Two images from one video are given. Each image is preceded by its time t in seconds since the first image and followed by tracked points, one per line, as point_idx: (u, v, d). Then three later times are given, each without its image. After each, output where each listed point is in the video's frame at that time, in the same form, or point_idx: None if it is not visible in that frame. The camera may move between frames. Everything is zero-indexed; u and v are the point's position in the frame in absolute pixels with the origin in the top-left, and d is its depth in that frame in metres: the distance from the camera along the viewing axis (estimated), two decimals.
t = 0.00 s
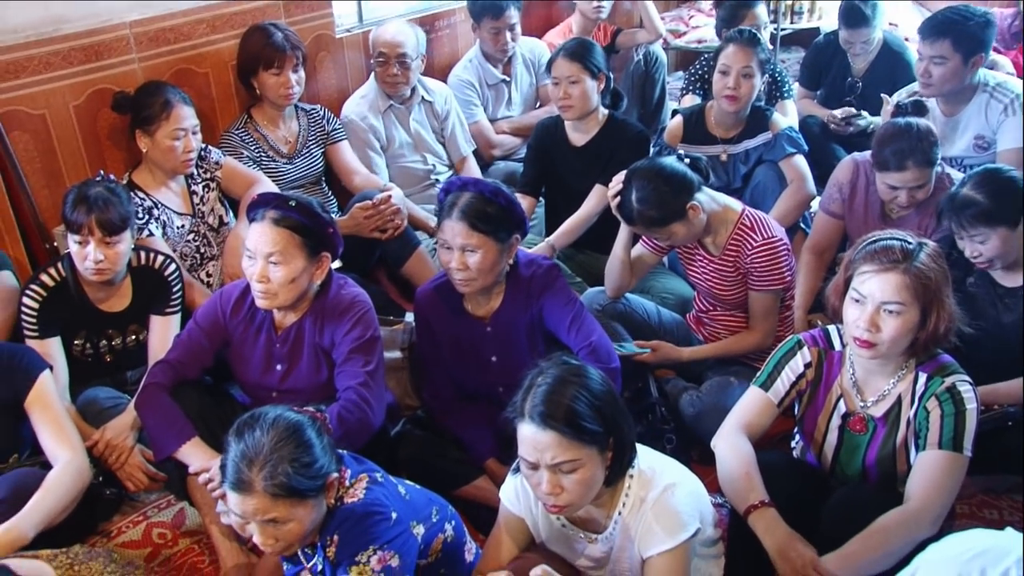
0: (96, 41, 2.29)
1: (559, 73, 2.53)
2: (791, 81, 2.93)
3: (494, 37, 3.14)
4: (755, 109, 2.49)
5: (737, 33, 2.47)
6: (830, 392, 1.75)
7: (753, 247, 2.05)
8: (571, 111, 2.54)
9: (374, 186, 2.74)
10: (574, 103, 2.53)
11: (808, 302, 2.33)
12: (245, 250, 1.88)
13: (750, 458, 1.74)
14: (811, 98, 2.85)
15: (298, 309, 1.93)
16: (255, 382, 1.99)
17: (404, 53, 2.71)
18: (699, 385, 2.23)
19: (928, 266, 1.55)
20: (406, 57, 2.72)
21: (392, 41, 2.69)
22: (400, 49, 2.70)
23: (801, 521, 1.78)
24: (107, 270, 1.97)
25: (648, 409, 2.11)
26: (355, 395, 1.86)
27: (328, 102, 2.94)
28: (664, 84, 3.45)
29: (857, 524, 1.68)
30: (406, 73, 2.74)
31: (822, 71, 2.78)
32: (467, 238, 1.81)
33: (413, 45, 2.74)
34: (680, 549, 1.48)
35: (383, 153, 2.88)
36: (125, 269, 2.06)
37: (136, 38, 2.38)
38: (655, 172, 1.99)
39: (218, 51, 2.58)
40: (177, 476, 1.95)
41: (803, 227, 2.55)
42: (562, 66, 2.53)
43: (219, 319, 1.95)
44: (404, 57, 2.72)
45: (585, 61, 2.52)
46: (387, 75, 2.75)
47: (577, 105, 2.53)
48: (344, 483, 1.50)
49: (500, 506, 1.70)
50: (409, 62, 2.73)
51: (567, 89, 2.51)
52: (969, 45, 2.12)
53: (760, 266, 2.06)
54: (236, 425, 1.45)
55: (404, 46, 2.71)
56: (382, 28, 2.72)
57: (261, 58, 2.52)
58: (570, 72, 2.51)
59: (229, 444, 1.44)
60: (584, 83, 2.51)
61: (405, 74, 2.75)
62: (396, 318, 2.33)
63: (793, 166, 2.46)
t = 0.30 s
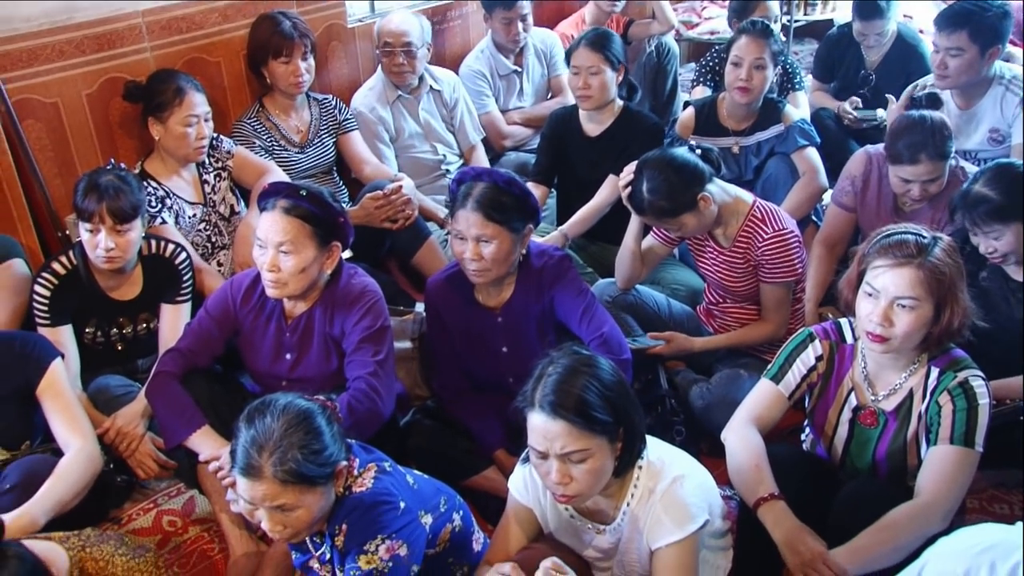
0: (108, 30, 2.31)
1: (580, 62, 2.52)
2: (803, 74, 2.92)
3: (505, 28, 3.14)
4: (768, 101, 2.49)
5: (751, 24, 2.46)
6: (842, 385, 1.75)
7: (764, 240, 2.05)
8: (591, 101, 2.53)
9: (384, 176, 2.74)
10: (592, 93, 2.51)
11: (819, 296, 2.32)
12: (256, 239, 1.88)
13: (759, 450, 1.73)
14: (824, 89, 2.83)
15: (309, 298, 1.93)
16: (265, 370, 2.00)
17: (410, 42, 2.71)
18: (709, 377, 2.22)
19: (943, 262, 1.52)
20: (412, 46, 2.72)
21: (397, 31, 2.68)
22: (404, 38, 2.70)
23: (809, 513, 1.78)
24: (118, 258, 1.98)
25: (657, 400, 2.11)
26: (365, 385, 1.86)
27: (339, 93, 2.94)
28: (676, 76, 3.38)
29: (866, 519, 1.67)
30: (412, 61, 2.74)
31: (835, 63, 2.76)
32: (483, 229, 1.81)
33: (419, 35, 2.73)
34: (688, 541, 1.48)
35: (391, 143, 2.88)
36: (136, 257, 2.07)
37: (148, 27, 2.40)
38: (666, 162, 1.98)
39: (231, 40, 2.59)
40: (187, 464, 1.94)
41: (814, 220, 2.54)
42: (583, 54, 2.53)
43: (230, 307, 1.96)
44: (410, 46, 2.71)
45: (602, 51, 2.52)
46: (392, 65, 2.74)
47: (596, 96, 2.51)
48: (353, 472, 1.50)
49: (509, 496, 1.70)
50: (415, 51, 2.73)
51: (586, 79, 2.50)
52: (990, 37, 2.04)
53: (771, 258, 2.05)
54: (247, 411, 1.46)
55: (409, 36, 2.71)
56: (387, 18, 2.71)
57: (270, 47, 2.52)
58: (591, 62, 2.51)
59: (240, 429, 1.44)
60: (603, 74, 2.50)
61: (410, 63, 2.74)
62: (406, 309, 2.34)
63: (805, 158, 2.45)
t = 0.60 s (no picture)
0: (123, 18, 2.35)
1: (608, 49, 2.52)
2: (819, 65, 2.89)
3: (519, 16, 3.12)
4: (783, 90, 2.47)
5: (765, 13, 2.44)
6: (856, 376, 1.74)
7: (778, 230, 2.04)
8: (615, 90, 2.51)
9: (397, 165, 2.74)
10: (618, 82, 2.50)
11: (833, 287, 2.31)
12: (270, 226, 1.88)
13: (773, 442, 1.73)
14: (841, 80, 2.81)
15: (322, 286, 1.93)
16: (277, 358, 2.00)
17: (423, 29, 2.71)
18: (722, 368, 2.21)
19: (963, 253, 1.50)
20: (426, 33, 2.71)
21: (411, 18, 2.68)
22: (419, 25, 2.70)
23: (822, 505, 1.77)
24: (135, 245, 1.99)
25: (669, 390, 2.13)
26: (377, 372, 1.87)
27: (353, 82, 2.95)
28: (691, 66, 3.39)
29: (879, 511, 1.66)
30: (425, 49, 2.73)
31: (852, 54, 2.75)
32: (499, 217, 1.81)
33: (432, 22, 2.73)
34: (701, 532, 1.48)
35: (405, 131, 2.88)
36: (152, 245, 2.08)
37: (162, 15, 2.43)
38: (682, 153, 1.98)
39: (245, 27, 2.61)
40: (201, 450, 1.97)
41: (828, 210, 2.52)
42: (611, 42, 2.53)
43: (244, 294, 1.96)
44: (423, 33, 2.71)
45: (628, 39, 2.53)
46: (405, 53, 2.74)
47: (621, 84, 2.50)
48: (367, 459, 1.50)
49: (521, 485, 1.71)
50: (429, 38, 2.73)
51: (614, 66, 2.48)
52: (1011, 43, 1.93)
53: (785, 249, 2.04)
54: (264, 396, 1.46)
55: (423, 23, 2.71)
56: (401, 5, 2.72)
57: (285, 36, 2.53)
58: (617, 50, 2.51)
59: (257, 414, 1.45)
60: (630, 63, 2.49)
61: (424, 50, 2.74)
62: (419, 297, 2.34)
63: (820, 149, 2.42)
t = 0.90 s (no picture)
0: (141, 8, 2.38)
1: (638, 39, 2.48)
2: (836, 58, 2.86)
3: (532, 7, 3.11)
4: (799, 83, 2.46)
5: (782, 5, 2.42)
6: (869, 371, 1.72)
7: (793, 224, 2.03)
8: (638, 81, 2.50)
9: (410, 157, 2.74)
10: (644, 74, 2.49)
11: (848, 281, 2.30)
12: (285, 218, 1.88)
13: (786, 437, 1.72)
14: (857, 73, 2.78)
15: (336, 277, 1.94)
16: (290, 349, 2.01)
17: (439, 19, 2.70)
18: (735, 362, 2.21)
19: (980, 249, 1.46)
20: (441, 23, 2.71)
21: (427, 8, 2.67)
22: (434, 14, 2.69)
23: (836, 500, 1.76)
24: (152, 236, 1.99)
25: (682, 384, 2.10)
26: (390, 364, 1.87)
27: (368, 74, 2.95)
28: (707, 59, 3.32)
29: (891, 507, 1.64)
30: (440, 38, 2.72)
31: (868, 48, 2.73)
32: (518, 209, 1.81)
33: (449, 13, 2.72)
34: (714, 531, 1.47)
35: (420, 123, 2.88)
36: (168, 237, 2.09)
37: (178, 6, 2.45)
38: (697, 146, 1.96)
39: (260, 18, 2.62)
40: (214, 440, 1.96)
41: (844, 204, 2.51)
42: (641, 32, 2.48)
43: (257, 286, 1.96)
44: (439, 23, 2.70)
45: (658, 29, 2.48)
46: (420, 42, 2.73)
47: (647, 77, 2.49)
48: (382, 450, 1.50)
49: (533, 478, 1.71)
50: (444, 29, 2.72)
51: (641, 58, 2.47)
52: None
53: (801, 243, 2.04)
54: (281, 378, 1.47)
55: (439, 13, 2.70)
56: None
57: (301, 28, 2.55)
58: (648, 41, 2.48)
59: (273, 395, 1.45)
60: (660, 56, 2.48)
61: (439, 40, 2.73)
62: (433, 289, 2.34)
63: (836, 142, 2.41)
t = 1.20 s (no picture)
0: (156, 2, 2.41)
1: (666, 32, 2.45)
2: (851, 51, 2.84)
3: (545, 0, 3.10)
4: (813, 77, 2.44)
5: None
6: (883, 366, 1.71)
7: (807, 216, 2.02)
8: (660, 74, 2.47)
9: (423, 150, 2.74)
10: (667, 68, 2.46)
11: (862, 276, 2.29)
12: (297, 211, 1.88)
13: (799, 431, 1.71)
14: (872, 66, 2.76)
15: (348, 270, 1.94)
16: (303, 342, 2.01)
17: (452, 12, 2.69)
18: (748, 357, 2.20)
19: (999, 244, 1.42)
20: (454, 16, 2.70)
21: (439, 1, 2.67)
22: (447, 7, 2.68)
23: (848, 494, 1.76)
24: (164, 229, 2.00)
25: (694, 377, 2.10)
26: (402, 357, 1.86)
27: (380, 67, 2.95)
28: (720, 52, 3.27)
29: (905, 501, 1.63)
30: (452, 31, 2.71)
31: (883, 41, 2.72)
32: (535, 203, 1.80)
33: (461, 5, 2.71)
34: (726, 528, 1.47)
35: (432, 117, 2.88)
36: (181, 230, 2.10)
37: None
38: (710, 139, 1.96)
39: (273, 13, 2.64)
40: (227, 434, 1.99)
41: (858, 198, 2.50)
42: (667, 25, 2.46)
43: (269, 279, 1.97)
44: (452, 16, 2.70)
45: (686, 23, 2.46)
46: (433, 35, 2.73)
47: (671, 71, 2.46)
48: (396, 442, 1.50)
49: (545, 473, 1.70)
50: (457, 22, 2.71)
51: (667, 51, 2.44)
52: None
53: (815, 235, 2.03)
54: (295, 363, 1.48)
55: (452, 6, 2.69)
56: None
57: (314, 22, 2.54)
58: (675, 34, 2.45)
59: (287, 379, 1.46)
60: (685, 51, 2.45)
61: (452, 33, 2.72)
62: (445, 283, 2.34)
63: (850, 136, 2.41)
